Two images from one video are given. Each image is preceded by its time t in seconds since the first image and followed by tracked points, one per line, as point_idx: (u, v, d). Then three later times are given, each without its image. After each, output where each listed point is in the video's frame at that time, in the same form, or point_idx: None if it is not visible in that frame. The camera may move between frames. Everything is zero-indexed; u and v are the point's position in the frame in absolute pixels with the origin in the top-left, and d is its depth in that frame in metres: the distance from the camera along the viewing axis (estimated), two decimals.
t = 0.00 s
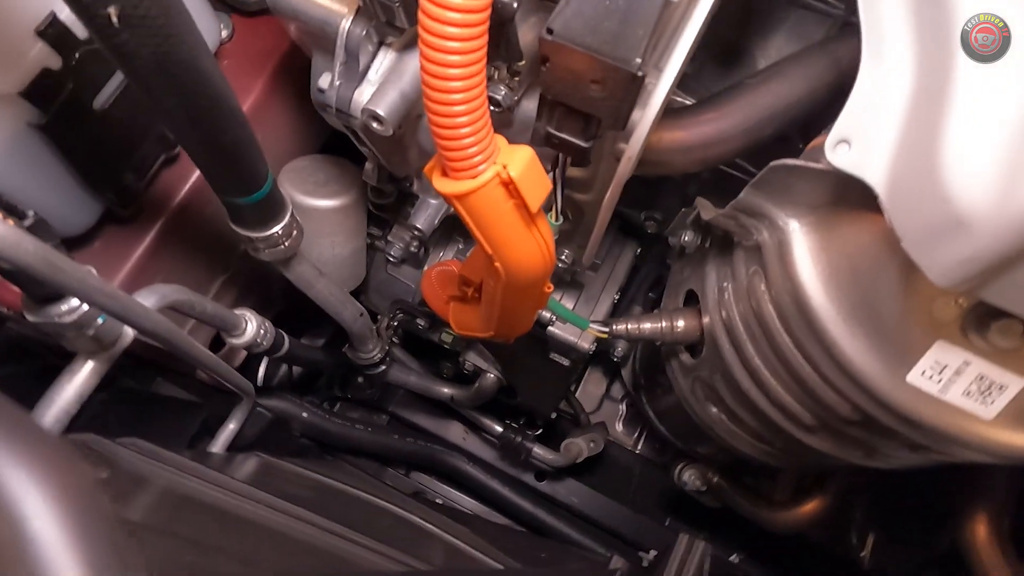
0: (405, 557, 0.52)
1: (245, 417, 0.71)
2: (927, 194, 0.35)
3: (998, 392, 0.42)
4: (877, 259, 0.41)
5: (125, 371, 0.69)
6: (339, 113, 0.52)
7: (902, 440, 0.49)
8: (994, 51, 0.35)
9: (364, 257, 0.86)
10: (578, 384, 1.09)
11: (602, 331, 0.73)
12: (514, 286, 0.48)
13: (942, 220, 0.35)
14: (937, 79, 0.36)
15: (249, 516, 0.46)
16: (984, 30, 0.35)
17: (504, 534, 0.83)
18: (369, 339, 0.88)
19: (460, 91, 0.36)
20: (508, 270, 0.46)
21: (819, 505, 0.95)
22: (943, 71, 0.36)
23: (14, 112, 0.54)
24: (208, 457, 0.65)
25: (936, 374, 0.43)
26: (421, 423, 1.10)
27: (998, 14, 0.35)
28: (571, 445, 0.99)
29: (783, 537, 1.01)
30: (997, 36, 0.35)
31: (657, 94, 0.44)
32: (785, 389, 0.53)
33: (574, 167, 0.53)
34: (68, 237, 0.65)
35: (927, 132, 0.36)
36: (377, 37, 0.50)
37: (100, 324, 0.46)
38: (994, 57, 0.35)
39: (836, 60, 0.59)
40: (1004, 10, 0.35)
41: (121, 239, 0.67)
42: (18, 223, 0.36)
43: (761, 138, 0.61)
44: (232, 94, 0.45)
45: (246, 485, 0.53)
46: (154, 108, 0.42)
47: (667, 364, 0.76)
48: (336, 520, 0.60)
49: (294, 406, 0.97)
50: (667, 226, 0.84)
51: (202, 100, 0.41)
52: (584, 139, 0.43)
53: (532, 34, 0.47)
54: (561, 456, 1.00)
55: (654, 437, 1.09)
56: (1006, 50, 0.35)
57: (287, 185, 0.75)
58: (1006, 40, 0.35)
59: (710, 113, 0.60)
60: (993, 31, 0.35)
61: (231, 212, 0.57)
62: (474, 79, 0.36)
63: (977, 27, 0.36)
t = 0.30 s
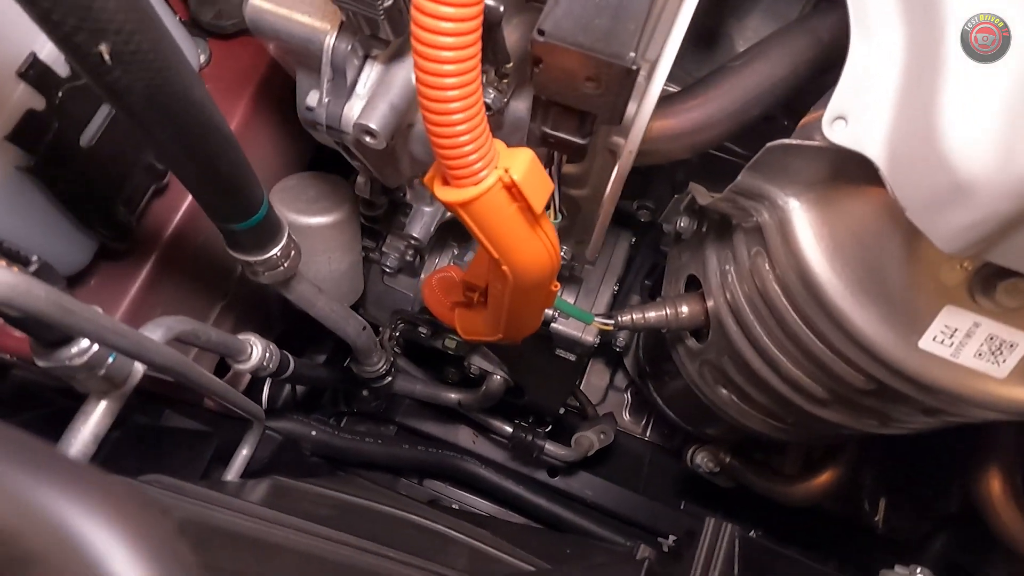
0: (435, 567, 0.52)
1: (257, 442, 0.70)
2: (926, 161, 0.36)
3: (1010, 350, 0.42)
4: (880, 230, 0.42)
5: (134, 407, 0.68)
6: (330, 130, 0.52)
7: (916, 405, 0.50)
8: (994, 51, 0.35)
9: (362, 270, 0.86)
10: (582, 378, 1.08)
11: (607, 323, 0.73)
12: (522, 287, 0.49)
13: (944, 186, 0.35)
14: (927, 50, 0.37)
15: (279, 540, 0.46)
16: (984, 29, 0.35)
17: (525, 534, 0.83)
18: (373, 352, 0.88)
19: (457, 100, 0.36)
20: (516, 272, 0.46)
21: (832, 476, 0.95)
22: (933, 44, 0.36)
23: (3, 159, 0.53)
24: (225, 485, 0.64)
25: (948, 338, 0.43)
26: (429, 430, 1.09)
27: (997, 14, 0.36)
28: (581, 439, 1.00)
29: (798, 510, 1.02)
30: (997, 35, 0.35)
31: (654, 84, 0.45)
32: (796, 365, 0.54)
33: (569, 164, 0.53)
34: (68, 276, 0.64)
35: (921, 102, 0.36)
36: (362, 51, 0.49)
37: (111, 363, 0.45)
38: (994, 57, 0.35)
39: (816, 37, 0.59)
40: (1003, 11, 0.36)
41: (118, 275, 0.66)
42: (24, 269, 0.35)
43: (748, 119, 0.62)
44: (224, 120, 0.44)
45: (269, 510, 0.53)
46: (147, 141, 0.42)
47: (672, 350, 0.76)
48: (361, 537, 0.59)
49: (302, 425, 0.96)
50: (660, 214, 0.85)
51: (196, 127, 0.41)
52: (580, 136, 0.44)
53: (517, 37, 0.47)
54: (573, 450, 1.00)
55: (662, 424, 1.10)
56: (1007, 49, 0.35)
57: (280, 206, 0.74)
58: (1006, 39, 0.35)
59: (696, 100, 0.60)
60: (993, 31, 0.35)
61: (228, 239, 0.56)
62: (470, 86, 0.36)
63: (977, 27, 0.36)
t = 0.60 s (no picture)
0: None
1: (267, 464, 0.71)
2: (910, 146, 0.36)
3: (1001, 322, 0.44)
4: (867, 214, 0.43)
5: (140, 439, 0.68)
6: (320, 152, 0.52)
7: (913, 381, 0.51)
8: (994, 51, 0.35)
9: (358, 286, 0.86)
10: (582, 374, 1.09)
11: (605, 321, 0.74)
12: (522, 293, 0.49)
13: (928, 170, 0.36)
14: (902, 39, 0.38)
15: (301, 561, 0.46)
16: (984, 29, 0.36)
17: (539, 534, 0.84)
18: (374, 365, 0.88)
19: (449, 117, 0.36)
20: (516, 279, 0.47)
21: (835, 453, 0.97)
22: (909, 33, 0.37)
23: None
24: (238, 510, 0.64)
25: (941, 315, 0.44)
26: (434, 438, 1.10)
27: (998, 14, 0.36)
28: (587, 436, 1.00)
29: (804, 489, 1.03)
30: (997, 35, 0.36)
31: (640, 86, 0.45)
32: (795, 349, 0.55)
33: (559, 169, 0.54)
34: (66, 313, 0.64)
35: (901, 89, 0.37)
36: (347, 71, 0.49)
37: (121, 400, 0.45)
38: (994, 56, 0.35)
39: (790, 27, 0.60)
40: (1005, 12, 0.36)
41: (116, 309, 0.66)
42: (31, 315, 0.36)
43: (730, 111, 0.62)
44: (216, 151, 0.45)
45: (286, 532, 0.53)
46: (141, 177, 0.42)
47: (671, 341, 0.77)
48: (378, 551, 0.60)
49: (308, 443, 0.96)
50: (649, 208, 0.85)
51: (190, 160, 0.41)
52: (569, 142, 0.44)
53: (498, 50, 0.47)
54: (580, 447, 1.01)
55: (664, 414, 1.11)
56: (1006, 49, 0.35)
57: (272, 228, 0.74)
58: (1006, 39, 0.35)
59: (677, 96, 0.61)
60: (993, 31, 0.36)
61: (225, 266, 0.56)
62: (461, 104, 0.37)
63: (977, 27, 0.36)
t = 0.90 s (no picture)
0: None
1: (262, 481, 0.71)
2: (874, 135, 0.37)
3: (972, 302, 0.45)
4: (837, 203, 0.44)
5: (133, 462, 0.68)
6: (298, 168, 0.52)
7: (894, 363, 0.52)
8: (994, 51, 0.34)
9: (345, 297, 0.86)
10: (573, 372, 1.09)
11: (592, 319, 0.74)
12: (506, 298, 0.50)
13: (893, 158, 0.37)
14: (857, 31, 0.38)
15: None
16: (984, 29, 0.35)
17: (537, 534, 0.84)
18: (365, 375, 0.88)
19: (423, 129, 0.37)
20: (499, 285, 0.48)
21: (826, 436, 0.98)
22: (865, 24, 0.38)
23: None
24: (236, 529, 0.64)
25: (914, 298, 0.45)
26: (429, 444, 1.10)
27: (998, 14, 0.35)
28: (581, 433, 1.01)
29: (798, 473, 1.04)
30: (997, 36, 0.35)
31: (608, 87, 0.46)
32: (777, 338, 0.56)
33: (536, 172, 0.54)
34: (51, 342, 0.64)
35: (861, 80, 0.38)
36: (319, 87, 0.49)
37: (109, 426, 0.45)
38: (994, 56, 0.34)
39: (757, 20, 0.61)
40: (1005, 11, 0.35)
41: (101, 334, 0.66)
42: (15, 348, 0.36)
43: (702, 106, 0.63)
44: (193, 173, 0.45)
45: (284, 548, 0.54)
46: (119, 204, 0.42)
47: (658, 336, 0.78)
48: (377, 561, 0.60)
49: (303, 456, 0.96)
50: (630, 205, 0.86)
51: (166, 184, 0.41)
52: (543, 147, 0.45)
53: (468, 57, 0.47)
54: (574, 445, 1.02)
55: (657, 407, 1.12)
56: (1007, 50, 0.34)
57: (255, 244, 0.74)
58: (1006, 40, 0.34)
59: (649, 94, 0.61)
60: (993, 31, 0.35)
61: (209, 286, 0.56)
62: (433, 115, 0.37)
63: (977, 27, 0.35)
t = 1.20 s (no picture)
0: None
1: (252, 495, 0.70)
2: (838, 126, 0.38)
3: (942, 286, 0.45)
4: (806, 194, 0.44)
5: (119, 482, 0.68)
6: (272, 180, 0.52)
7: (871, 349, 0.52)
8: (993, 51, 0.34)
9: (328, 307, 0.86)
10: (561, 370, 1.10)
11: (575, 318, 0.74)
12: (487, 301, 0.50)
13: (856, 149, 0.38)
14: (815, 25, 0.39)
15: None
16: (984, 29, 0.35)
17: (531, 535, 0.84)
18: (352, 383, 0.88)
19: (393, 137, 0.37)
20: (478, 288, 0.48)
21: (812, 424, 0.99)
22: (824, 17, 0.39)
23: None
24: (227, 544, 0.64)
25: (886, 285, 0.46)
26: (420, 449, 1.10)
27: (998, 14, 0.35)
28: (572, 431, 1.02)
29: (788, 461, 1.05)
30: (997, 35, 0.35)
31: (578, 86, 0.45)
32: (755, 329, 0.56)
33: (511, 175, 0.55)
34: (29, 365, 0.63)
35: (823, 72, 0.39)
36: (291, 97, 0.49)
37: (91, 448, 0.45)
38: (994, 56, 0.34)
39: (725, 15, 0.62)
40: (1003, 11, 0.35)
41: (80, 355, 0.65)
42: None
43: (674, 102, 0.64)
44: (165, 189, 0.45)
45: (274, 562, 0.53)
46: (90, 223, 0.42)
47: (642, 331, 0.78)
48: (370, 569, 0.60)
49: (294, 468, 0.96)
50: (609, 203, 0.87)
51: (137, 202, 0.41)
52: (516, 149, 0.45)
53: (437, 64, 0.47)
54: (565, 443, 1.02)
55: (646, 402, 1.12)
56: (1006, 51, 0.34)
57: (234, 257, 0.74)
58: (1006, 40, 0.34)
59: (621, 92, 0.62)
60: (993, 31, 0.35)
61: (187, 301, 0.56)
62: (403, 123, 0.37)
63: (977, 27, 0.35)
